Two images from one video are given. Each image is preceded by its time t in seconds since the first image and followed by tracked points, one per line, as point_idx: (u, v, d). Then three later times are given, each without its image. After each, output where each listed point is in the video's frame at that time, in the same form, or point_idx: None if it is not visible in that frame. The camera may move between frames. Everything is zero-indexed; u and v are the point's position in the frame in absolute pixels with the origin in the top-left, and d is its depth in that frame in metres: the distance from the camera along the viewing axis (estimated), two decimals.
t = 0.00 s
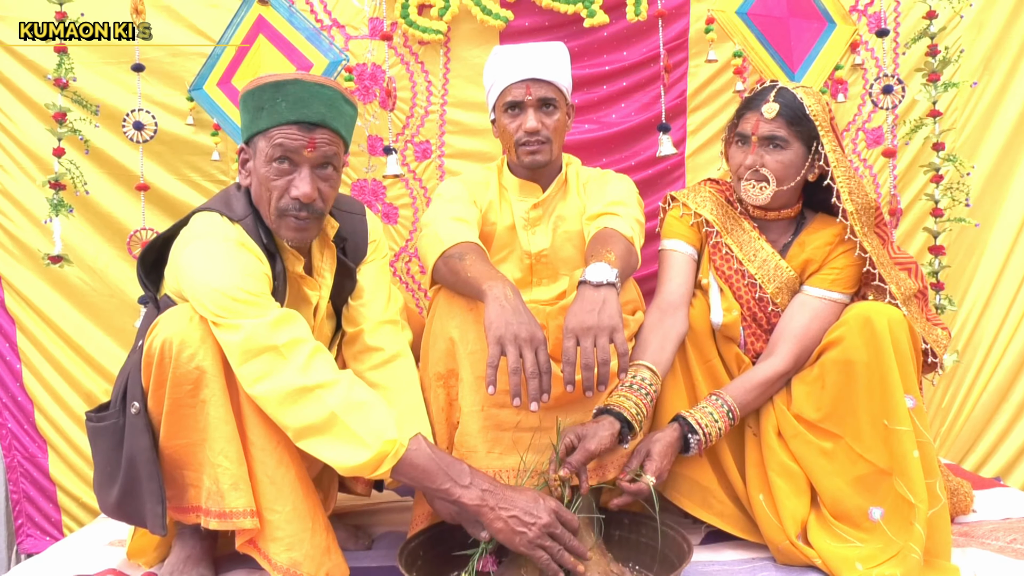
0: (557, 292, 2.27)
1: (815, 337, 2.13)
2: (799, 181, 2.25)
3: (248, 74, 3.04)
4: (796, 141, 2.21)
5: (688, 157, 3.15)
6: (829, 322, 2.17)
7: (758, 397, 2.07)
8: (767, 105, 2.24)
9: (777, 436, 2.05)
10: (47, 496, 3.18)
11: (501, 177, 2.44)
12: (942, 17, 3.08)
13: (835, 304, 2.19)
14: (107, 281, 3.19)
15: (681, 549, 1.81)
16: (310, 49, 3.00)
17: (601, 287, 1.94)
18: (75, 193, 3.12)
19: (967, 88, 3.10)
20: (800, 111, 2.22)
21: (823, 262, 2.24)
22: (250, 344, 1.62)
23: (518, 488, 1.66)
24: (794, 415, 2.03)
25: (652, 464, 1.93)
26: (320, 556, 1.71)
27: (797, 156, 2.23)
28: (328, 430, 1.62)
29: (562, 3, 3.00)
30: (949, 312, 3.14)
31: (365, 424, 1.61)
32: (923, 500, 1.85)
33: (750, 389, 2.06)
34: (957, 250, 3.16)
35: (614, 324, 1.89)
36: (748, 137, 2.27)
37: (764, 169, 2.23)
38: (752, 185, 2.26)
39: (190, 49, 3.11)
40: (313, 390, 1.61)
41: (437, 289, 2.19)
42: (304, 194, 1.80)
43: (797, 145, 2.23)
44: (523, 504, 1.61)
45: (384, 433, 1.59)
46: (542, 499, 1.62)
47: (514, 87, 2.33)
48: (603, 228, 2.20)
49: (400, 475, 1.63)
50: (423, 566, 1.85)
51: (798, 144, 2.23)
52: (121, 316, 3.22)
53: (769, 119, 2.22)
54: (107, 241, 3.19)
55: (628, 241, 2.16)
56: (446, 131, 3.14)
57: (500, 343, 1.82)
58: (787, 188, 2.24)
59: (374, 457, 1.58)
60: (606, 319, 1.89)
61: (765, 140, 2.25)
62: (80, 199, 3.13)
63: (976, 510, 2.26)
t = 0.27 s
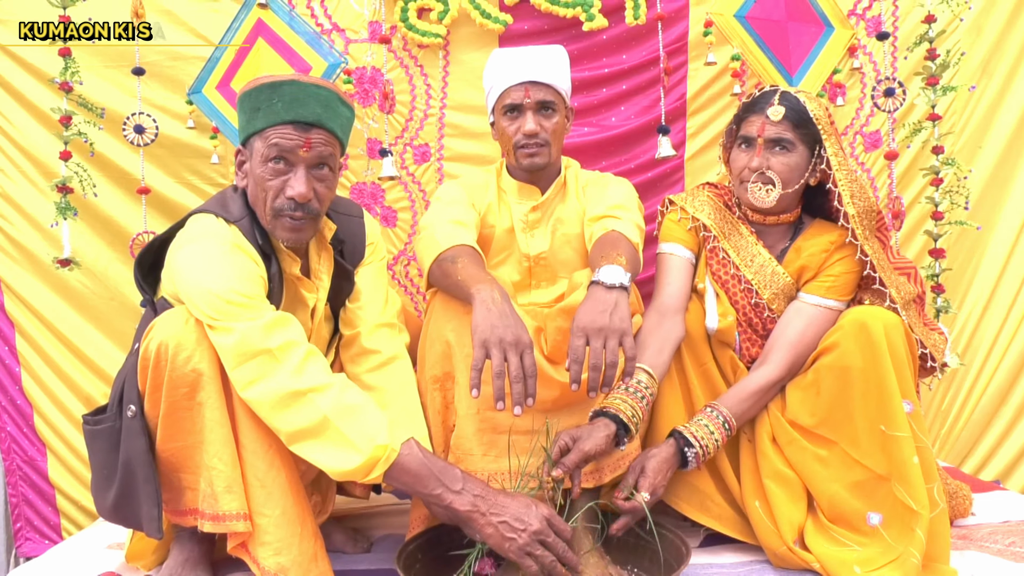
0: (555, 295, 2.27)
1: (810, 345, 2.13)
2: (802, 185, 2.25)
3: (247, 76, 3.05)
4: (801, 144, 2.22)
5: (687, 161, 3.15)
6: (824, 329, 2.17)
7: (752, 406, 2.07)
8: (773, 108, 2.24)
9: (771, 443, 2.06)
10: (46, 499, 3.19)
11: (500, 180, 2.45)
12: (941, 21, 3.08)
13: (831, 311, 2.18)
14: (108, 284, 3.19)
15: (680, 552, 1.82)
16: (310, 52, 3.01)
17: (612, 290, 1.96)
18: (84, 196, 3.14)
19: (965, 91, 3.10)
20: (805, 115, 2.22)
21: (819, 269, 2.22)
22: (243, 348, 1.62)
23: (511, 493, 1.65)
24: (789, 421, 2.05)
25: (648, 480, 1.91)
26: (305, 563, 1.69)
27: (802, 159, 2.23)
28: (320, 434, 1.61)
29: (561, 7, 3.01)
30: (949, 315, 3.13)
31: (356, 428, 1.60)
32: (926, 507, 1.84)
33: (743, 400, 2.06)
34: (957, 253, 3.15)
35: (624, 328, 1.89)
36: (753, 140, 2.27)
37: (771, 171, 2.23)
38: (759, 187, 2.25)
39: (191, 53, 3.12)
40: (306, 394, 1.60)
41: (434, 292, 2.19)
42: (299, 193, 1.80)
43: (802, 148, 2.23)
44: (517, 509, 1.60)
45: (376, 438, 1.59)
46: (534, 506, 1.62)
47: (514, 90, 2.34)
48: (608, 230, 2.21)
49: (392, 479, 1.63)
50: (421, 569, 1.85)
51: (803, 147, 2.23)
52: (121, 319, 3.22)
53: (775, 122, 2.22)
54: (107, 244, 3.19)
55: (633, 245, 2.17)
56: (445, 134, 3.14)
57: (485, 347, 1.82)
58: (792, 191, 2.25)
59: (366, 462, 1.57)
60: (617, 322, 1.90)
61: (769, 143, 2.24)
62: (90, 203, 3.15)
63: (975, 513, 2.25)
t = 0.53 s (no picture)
0: (551, 292, 2.27)
1: (803, 346, 2.12)
2: (800, 182, 2.24)
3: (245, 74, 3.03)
4: (800, 141, 2.22)
5: (684, 159, 3.15)
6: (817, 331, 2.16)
7: (744, 408, 2.06)
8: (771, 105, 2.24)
9: (762, 444, 2.05)
10: (43, 498, 3.18)
11: (496, 177, 2.44)
12: (938, 18, 3.08)
13: (824, 313, 2.18)
14: (104, 282, 3.19)
15: (676, 549, 1.82)
16: (306, 50, 3.01)
17: (613, 289, 1.96)
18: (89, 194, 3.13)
19: (961, 88, 3.10)
20: (804, 111, 2.22)
21: (812, 269, 2.23)
22: (233, 347, 1.62)
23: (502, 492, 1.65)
24: (778, 423, 2.04)
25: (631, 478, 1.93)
26: (303, 560, 1.70)
27: (801, 156, 2.23)
28: (309, 434, 1.60)
29: (558, 4, 3.01)
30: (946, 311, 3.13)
31: (345, 428, 1.60)
32: (921, 509, 1.85)
33: (734, 402, 2.05)
34: (956, 249, 3.16)
35: (625, 326, 1.89)
36: (751, 137, 2.26)
37: (770, 167, 2.23)
38: (758, 184, 2.24)
39: (187, 51, 3.12)
40: (295, 393, 1.60)
41: (429, 291, 2.19)
42: (296, 190, 1.80)
43: (801, 145, 2.23)
44: (508, 509, 1.60)
45: (365, 438, 1.59)
46: (526, 505, 1.61)
47: (510, 90, 2.33)
48: (607, 228, 2.21)
49: (382, 478, 1.63)
50: (417, 567, 1.84)
51: (802, 144, 2.23)
52: (117, 317, 3.22)
53: (774, 118, 2.22)
54: (103, 242, 3.19)
55: (633, 244, 2.17)
56: (442, 132, 3.14)
57: (479, 344, 1.82)
58: (791, 188, 2.23)
59: (355, 462, 1.57)
60: (619, 321, 1.89)
61: (768, 139, 2.24)
62: (91, 201, 3.14)
63: (972, 510, 2.25)
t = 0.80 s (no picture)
0: (548, 294, 2.28)
1: (815, 341, 2.12)
2: (789, 180, 2.24)
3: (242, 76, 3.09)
4: (789, 141, 2.20)
5: (682, 161, 3.14)
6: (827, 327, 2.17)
7: (761, 396, 2.05)
8: (760, 106, 2.24)
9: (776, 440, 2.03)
10: (40, 500, 3.18)
11: (493, 179, 2.44)
12: (935, 19, 3.08)
13: (832, 307, 2.18)
14: (101, 284, 3.19)
15: (672, 551, 1.82)
16: (303, 52, 3.07)
17: (609, 290, 1.96)
18: (89, 194, 3.13)
19: (959, 89, 3.10)
20: (793, 111, 2.22)
21: (816, 264, 2.23)
22: (222, 348, 1.61)
23: (488, 502, 1.64)
24: (793, 420, 2.03)
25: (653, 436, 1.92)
26: (303, 557, 1.70)
27: (790, 156, 2.22)
28: (295, 437, 1.60)
29: (555, 5, 3.01)
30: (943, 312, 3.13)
31: (332, 431, 1.59)
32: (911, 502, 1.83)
33: (751, 389, 2.04)
34: (953, 249, 3.16)
35: (622, 328, 1.88)
36: (741, 139, 2.26)
37: (759, 170, 2.23)
38: (746, 185, 2.25)
39: (184, 52, 3.11)
40: (282, 395, 1.60)
41: (427, 292, 2.18)
42: (302, 196, 1.81)
43: (791, 145, 2.22)
44: (493, 519, 1.59)
45: (352, 441, 1.58)
46: (510, 514, 1.61)
47: (507, 94, 2.33)
48: (603, 228, 2.20)
49: (366, 484, 1.62)
50: (414, 569, 1.85)
51: (791, 144, 2.22)
52: (114, 319, 3.22)
53: (762, 120, 2.22)
54: (100, 244, 3.18)
55: (629, 246, 2.17)
56: (439, 133, 3.14)
57: (478, 346, 1.82)
58: (780, 187, 2.23)
59: (339, 465, 1.56)
60: (615, 322, 1.89)
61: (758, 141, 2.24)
62: (88, 202, 3.13)
63: (969, 511, 2.25)
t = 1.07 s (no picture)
0: (549, 296, 2.27)
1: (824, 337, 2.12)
2: (803, 180, 2.25)
3: (243, 78, 3.09)
4: (802, 140, 2.22)
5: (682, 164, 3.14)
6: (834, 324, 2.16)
7: (769, 382, 2.05)
8: (774, 105, 2.25)
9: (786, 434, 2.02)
10: (39, 502, 3.18)
11: (493, 182, 2.44)
12: (934, 23, 3.08)
13: (839, 304, 2.17)
14: (100, 286, 3.19)
15: (671, 554, 1.82)
16: (303, 54, 3.07)
17: (604, 293, 1.96)
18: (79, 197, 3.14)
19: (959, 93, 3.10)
20: (806, 110, 2.23)
21: (824, 261, 2.24)
22: (217, 350, 1.62)
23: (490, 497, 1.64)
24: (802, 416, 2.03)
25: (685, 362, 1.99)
26: (299, 559, 1.69)
27: (803, 154, 2.23)
28: (294, 438, 1.60)
29: (555, 9, 3.02)
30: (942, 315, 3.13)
31: (329, 430, 1.59)
32: (913, 496, 1.82)
33: (762, 370, 2.04)
34: (952, 253, 3.16)
35: (618, 329, 1.89)
36: (755, 137, 2.27)
37: (771, 166, 2.24)
38: (758, 182, 2.26)
39: (184, 54, 3.11)
40: (280, 397, 1.60)
41: (428, 295, 2.19)
42: (314, 204, 1.81)
43: (803, 144, 2.23)
44: (496, 513, 1.60)
45: (348, 441, 1.58)
46: (512, 508, 1.61)
47: (508, 99, 2.33)
48: (601, 232, 2.20)
49: (366, 483, 1.61)
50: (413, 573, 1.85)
51: (804, 143, 2.23)
52: (112, 320, 3.21)
53: (776, 118, 2.23)
54: (99, 246, 3.18)
55: (627, 248, 2.16)
56: (439, 136, 3.14)
57: (482, 349, 1.82)
58: (792, 186, 2.25)
59: (339, 465, 1.56)
60: (612, 324, 1.90)
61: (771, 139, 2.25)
62: (84, 204, 3.14)
63: (969, 514, 2.25)
